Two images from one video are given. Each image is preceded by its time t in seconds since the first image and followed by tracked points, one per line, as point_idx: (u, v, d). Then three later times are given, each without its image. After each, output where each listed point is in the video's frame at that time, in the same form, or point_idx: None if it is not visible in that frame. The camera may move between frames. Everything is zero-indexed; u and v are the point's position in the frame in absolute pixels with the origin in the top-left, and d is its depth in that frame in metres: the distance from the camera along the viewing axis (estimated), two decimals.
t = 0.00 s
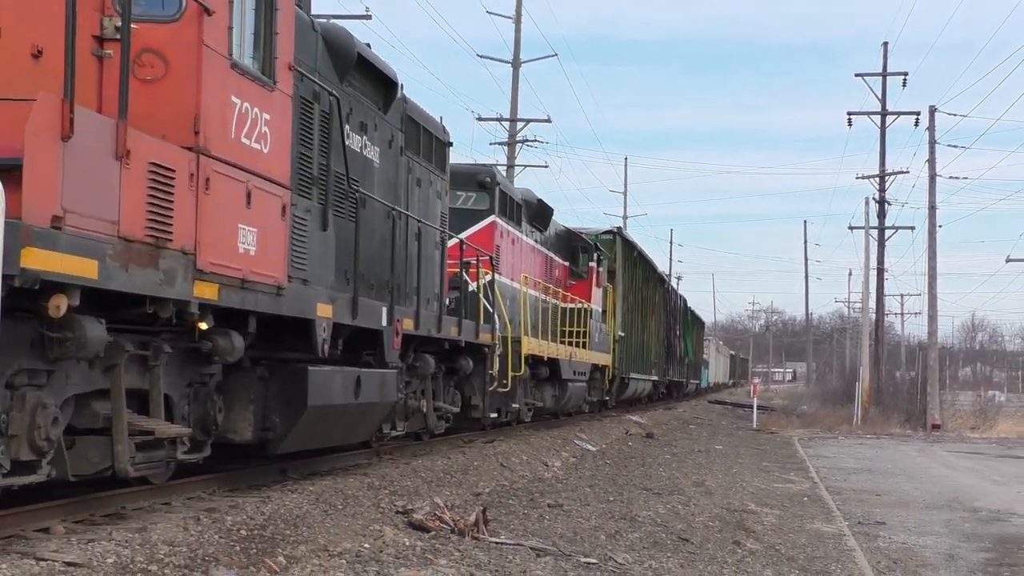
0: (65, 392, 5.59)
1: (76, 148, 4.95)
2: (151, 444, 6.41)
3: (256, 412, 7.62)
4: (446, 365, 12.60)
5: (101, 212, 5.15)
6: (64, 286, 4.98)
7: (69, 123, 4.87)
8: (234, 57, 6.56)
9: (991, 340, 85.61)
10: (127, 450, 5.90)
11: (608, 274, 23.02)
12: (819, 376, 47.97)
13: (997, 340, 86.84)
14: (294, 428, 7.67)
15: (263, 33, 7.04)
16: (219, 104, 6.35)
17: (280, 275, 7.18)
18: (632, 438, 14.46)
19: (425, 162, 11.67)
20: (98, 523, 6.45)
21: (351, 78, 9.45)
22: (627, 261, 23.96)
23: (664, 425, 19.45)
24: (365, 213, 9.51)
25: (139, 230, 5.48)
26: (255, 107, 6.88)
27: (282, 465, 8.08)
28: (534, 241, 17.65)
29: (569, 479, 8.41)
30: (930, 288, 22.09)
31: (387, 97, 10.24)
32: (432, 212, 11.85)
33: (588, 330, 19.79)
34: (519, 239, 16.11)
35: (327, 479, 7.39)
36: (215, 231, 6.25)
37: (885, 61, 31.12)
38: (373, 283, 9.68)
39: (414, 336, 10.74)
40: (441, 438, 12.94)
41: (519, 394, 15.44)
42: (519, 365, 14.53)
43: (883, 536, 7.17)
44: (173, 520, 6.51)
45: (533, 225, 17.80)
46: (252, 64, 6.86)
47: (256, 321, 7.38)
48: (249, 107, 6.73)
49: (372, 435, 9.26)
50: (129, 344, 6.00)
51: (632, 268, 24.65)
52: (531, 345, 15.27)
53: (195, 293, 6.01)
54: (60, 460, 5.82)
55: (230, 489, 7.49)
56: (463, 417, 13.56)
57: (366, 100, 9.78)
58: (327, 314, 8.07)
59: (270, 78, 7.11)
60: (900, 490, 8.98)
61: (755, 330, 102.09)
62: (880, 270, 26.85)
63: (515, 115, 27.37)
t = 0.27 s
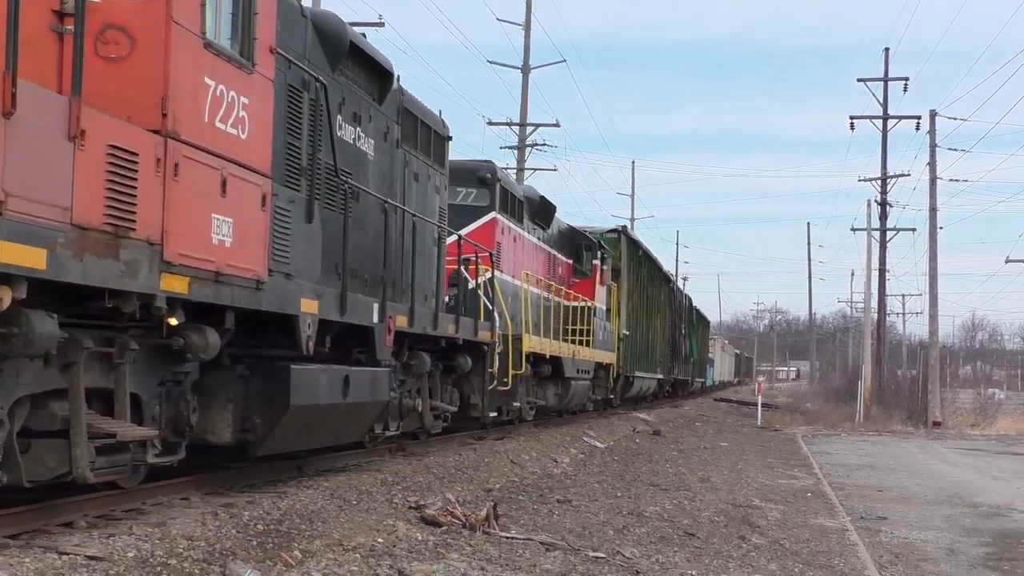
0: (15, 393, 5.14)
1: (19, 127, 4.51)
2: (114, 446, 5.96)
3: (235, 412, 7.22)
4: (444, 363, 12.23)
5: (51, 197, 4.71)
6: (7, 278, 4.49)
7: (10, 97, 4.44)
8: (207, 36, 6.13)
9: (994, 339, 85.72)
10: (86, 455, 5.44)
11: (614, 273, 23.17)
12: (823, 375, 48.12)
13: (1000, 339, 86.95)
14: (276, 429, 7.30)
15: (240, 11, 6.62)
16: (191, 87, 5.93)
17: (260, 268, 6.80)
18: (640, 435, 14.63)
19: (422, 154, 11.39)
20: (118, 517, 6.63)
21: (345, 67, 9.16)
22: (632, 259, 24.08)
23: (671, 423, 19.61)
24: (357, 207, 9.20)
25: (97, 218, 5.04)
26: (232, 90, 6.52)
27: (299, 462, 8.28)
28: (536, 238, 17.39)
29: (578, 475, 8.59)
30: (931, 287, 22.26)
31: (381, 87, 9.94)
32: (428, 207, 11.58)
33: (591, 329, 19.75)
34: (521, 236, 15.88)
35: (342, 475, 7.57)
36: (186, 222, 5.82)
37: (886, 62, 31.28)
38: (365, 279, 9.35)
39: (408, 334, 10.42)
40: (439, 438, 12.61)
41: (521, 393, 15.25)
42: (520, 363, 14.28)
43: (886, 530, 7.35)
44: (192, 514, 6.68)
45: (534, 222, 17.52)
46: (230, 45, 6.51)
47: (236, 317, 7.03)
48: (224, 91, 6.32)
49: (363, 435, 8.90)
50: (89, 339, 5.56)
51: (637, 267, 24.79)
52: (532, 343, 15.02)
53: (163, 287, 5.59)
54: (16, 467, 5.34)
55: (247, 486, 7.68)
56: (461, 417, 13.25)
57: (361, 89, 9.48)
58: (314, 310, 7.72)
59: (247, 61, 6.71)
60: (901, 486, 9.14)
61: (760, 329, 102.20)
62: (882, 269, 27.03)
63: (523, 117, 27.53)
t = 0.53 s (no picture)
0: None
1: None
2: (68, 455, 5.37)
3: (210, 416, 6.72)
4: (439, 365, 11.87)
5: None
6: None
7: None
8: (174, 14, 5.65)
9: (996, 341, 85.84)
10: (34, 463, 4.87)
11: (618, 275, 23.30)
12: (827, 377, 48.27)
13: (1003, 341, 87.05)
14: (253, 433, 6.79)
15: None
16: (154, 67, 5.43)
17: (233, 263, 6.27)
18: (646, 436, 14.79)
19: (420, 151, 11.05)
20: (138, 516, 6.81)
21: (334, 57, 8.75)
22: (636, 262, 24.20)
23: (677, 424, 19.78)
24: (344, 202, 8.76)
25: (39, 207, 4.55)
26: (202, 73, 6.00)
27: (314, 462, 8.47)
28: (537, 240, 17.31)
29: (586, 475, 8.75)
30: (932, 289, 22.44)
31: (375, 81, 9.55)
32: (424, 203, 11.18)
33: (594, 330, 19.70)
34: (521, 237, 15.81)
35: (356, 476, 7.75)
36: (146, 213, 5.31)
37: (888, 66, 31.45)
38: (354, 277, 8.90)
39: (401, 334, 10.01)
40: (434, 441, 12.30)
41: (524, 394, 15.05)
42: (521, 365, 14.07)
43: (887, 530, 7.52)
44: (210, 513, 6.85)
45: (535, 223, 17.45)
46: (200, 27, 5.99)
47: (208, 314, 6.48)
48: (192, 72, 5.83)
49: (352, 438, 8.48)
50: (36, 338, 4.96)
51: (641, 270, 24.94)
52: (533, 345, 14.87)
53: (120, 281, 5.06)
54: None
55: (263, 485, 7.87)
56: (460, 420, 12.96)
57: (351, 81, 9.03)
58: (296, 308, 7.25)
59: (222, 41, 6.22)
60: (903, 486, 9.30)
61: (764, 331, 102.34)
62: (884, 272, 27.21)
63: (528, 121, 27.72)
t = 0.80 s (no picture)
0: None
1: None
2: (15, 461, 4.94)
3: (179, 418, 6.34)
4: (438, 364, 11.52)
5: None
6: None
7: None
8: None
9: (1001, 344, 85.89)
10: None
11: (624, 276, 23.42)
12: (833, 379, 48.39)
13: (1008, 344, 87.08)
14: (225, 438, 6.38)
15: None
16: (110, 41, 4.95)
17: (202, 257, 5.74)
18: (654, 436, 14.96)
19: (414, 147, 10.80)
20: (160, 513, 6.99)
21: (320, 46, 8.41)
22: (642, 264, 24.35)
23: (685, 425, 19.94)
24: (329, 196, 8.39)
25: None
26: (166, 51, 5.50)
27: (330, 461, 8.66)
28: (540, 240, 17.21)
29: (596, 474, 8.92)
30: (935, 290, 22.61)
31: (364, 74, 9.27)
32: (420, 199, 10.97)
33: (600, 332, 19.70)
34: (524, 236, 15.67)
35: (372, 474, 7.95)
36: (98, 200, 4.80)
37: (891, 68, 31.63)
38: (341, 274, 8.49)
39: (392, 334, 9.62)
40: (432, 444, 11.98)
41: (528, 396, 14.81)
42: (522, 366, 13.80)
43: (890, 528, 7.70)
44: (229, 511, 7.03)
45: (538, 223, 17.37)
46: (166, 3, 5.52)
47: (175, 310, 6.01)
48: (156, 50, 5.36)
49: (338, 442, 8.08)
50: None
51: (648, 271, 25.12)
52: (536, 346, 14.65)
53: (69, 273, 4.58)
54: None
55: (281, 484, 8.06)
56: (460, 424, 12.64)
57: (341, 72, 8.80)
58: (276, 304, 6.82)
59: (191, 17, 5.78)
60: (906, 485, 9.46)
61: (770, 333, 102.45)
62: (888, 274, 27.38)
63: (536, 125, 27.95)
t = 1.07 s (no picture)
0: None
1: None
2: None
3: (135, 418, 5.73)
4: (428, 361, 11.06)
5: None
6: None
7: None
8: None
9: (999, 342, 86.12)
10: None
11: (624, 273, 23.49)
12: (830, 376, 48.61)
13: (1006, 342, 87.32)
14: (185, 441, 5.79)
15: None
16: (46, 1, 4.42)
17: (156, 245, 5.19)
18: (656, 433, 15.14)
19: (404, 138, 10.32)
20: (174, 507, 7.18)
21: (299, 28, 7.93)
22: (642, 261, 24.50)
23: (686, 422, 20.13)
24: (309, 185, 7.87)
25: None
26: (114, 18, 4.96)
27: (339, 457, 8.87)
28: (539, 236, 16.90)
29: (600, 470, 9.10)
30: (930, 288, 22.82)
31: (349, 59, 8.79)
32: (410, 191, 10.53)
33: (598, 329, 19.64)
34: (522, 232, 15.36)
35: (380, 469, 8.14)
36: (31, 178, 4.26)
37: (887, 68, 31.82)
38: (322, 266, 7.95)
39: (378, 330, 9.12)
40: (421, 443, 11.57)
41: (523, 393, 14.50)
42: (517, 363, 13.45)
43: (886, 522, 7.90)
44: (241, 505, 7.21)
45: (537, 219, 17.07)
46: None
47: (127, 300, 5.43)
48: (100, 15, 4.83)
49: (316, 443, 7.53)
50: None
51: (647, 269, 25.29)
52: (531, 343, 14.38)
53: None
54: None
55: (291, 479, 8.25)
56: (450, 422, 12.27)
57: (323, 56, 8.32)
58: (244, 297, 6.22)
59: None
60: (902, 480, 9.64)
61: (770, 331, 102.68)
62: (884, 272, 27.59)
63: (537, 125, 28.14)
